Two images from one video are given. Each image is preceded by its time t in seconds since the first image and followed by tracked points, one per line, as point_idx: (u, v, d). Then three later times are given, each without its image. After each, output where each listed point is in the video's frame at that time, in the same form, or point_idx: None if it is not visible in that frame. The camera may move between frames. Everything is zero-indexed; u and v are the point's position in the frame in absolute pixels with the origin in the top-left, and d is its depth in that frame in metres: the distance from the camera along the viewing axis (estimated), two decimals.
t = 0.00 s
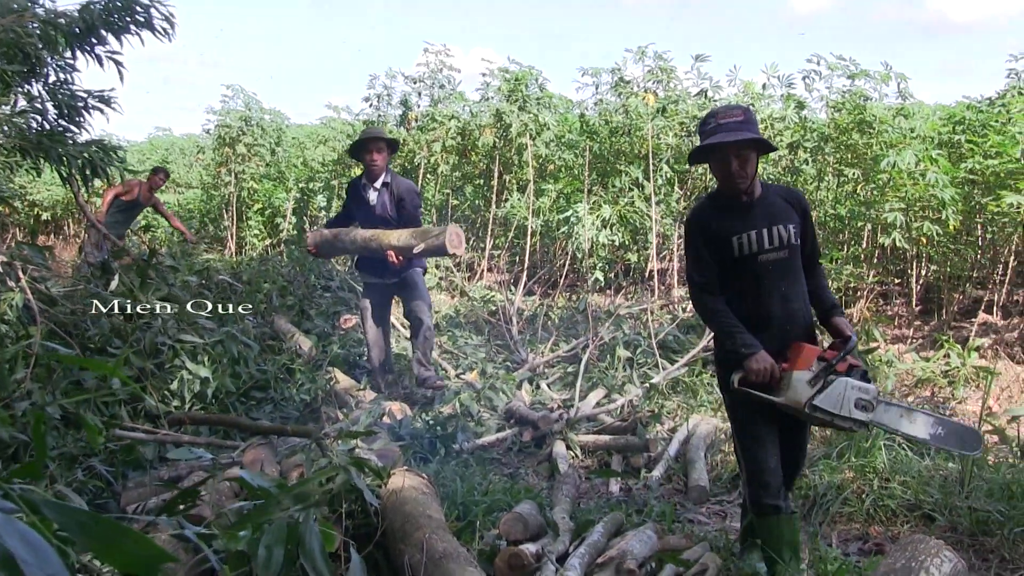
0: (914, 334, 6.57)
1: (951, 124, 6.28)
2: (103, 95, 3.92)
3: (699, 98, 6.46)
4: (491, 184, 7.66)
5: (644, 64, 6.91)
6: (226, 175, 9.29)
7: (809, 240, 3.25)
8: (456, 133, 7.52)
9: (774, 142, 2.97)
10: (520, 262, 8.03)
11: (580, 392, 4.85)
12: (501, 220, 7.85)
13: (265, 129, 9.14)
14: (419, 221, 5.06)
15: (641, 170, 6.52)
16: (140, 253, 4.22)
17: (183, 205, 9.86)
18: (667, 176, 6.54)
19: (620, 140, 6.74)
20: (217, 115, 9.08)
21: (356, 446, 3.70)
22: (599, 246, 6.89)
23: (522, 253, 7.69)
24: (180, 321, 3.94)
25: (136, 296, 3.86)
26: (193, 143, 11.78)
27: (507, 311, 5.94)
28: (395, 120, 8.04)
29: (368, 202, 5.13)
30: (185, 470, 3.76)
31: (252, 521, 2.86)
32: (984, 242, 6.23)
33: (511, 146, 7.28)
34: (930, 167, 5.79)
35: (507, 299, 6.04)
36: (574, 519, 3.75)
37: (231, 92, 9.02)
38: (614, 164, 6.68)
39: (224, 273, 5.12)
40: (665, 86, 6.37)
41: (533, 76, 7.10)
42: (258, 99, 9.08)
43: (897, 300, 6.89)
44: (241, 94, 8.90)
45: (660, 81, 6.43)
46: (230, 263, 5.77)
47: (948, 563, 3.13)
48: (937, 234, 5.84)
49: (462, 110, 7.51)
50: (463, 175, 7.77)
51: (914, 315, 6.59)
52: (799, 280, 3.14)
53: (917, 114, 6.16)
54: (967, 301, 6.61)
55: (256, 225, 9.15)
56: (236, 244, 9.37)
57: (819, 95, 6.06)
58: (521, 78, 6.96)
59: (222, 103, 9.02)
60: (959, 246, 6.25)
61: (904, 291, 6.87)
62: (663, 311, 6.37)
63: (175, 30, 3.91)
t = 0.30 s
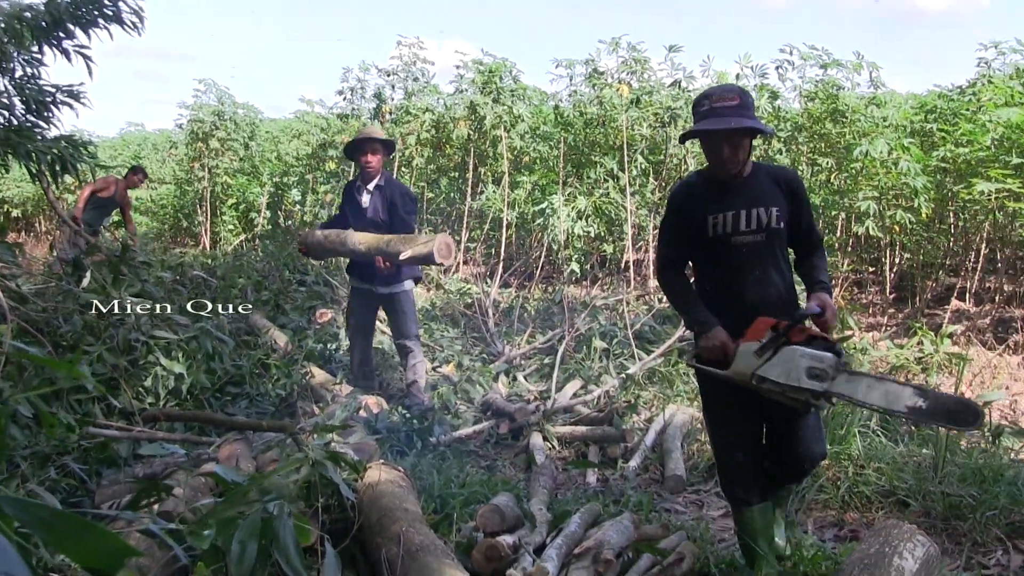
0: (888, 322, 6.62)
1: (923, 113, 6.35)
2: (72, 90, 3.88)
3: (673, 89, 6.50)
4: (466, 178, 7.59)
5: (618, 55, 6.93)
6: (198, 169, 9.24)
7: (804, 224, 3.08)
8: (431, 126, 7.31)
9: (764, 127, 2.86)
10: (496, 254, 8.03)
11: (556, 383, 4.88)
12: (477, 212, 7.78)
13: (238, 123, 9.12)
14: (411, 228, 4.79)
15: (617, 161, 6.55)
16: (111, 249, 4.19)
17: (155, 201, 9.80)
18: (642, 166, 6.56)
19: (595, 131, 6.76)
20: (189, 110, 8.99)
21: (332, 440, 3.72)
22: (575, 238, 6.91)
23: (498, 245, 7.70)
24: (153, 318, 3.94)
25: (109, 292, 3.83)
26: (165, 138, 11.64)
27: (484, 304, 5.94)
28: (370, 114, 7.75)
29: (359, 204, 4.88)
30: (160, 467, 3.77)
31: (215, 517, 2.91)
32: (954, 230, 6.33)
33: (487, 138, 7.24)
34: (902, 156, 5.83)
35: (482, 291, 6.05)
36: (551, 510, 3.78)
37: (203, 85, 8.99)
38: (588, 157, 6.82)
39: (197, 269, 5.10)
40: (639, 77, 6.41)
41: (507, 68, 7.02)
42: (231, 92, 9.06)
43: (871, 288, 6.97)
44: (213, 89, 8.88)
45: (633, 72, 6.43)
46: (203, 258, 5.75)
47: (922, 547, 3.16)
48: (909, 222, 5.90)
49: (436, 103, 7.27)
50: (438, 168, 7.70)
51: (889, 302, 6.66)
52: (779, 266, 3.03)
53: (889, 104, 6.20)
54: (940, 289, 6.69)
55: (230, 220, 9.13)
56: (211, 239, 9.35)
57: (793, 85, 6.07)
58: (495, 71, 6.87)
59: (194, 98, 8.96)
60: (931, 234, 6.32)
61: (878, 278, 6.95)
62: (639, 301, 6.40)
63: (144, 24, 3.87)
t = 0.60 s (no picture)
0: (863, 310, 6.66)
1: (896, 101, 6.40)
2: (41, 77, 3.83)
3: (647, 77, 6.55)
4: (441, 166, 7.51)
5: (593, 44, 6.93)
6: (172, 159, 9.20)
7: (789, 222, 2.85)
8: (405, 115, 7.22)
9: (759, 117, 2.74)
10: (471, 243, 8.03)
11: (531, 372, 4.90)
12: (452, 201, 7.69)
13: (212, 112, 9.09)
14: (406, 213, 4.64)
15: (592, 149, 6.55)
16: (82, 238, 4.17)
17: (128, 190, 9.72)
18: (617, 155, 6.62)
19: (570, 120, 6.77)
20: (162, 98, 8.95)
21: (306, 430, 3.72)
22: (549, 226, 6.94)
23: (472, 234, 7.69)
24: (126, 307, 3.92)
25: (81, 282, 3.80)
26: (137, 127, 11.53)
27: (458, 293, 5.96)
28: (344, 103, 7.51)
29: (354, 189, 4.75)
30: (133, 457, 3.78)
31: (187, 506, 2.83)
32: (928, 218, 6.35)
33: (461, 126, 7.06)
34: (876, 144, 5.86)
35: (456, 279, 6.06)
36: (526, 498, 3.80)
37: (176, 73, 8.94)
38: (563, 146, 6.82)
39: (170, 258, 5.08)
40: (614, 65, 6.45)
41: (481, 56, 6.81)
42: (205, 81, 9.03)
43: (845, 277, 7.04)
44: (186, 77, 8.84)
45: (608, 60, 6.48)
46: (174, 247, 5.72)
47: (895, 534, 3.17)
48: (884, 210, 5.94)
49: (411, 91, 7.20)
50: (413, 156, 7.58)
51: (863, 291, 6.71)
52: (744, 257, 2.91)
53: (863, 92, 6.20)
54: (914, 277, 6.75)
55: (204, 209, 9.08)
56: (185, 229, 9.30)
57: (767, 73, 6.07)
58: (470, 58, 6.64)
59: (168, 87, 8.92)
60: (905, 223, 6.40)
61: (853, 267, 7.01)
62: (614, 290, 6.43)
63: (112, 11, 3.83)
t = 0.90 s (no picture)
0: (849, 301, 6.68)
1: (884, 92, 6.40)
2: (28, 67, 3.80)
3: (634, 69, 6.58)
4: (427, 156, 7.41)
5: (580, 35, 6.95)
6: (159, 149, 9.20)
7: (767, 245, 2.60)
8: (392, 105, 7.26)
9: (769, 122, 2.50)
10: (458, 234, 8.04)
11: (517, 363, 4.93)
12: (438, 192, 7.65)
13: (198, 103, 9.11)
14: (397, 200, 4.65)
15: (579, 140, 6.58)
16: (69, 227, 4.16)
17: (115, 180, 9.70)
18: (603, 146, 6.67)
19: (556, 111, 6.79)
20: (149, 89, 8.97)
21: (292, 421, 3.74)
22: (536, 218, 6.96)
23: (459, 225, 7.70)
24: (113, 297, 3.92)
25: (68, 272, 3.78)
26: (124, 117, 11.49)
27: (445, 284, 5.97)
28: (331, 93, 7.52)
29: (344, 175, 4.73)
30: (119, 447, 3.80)
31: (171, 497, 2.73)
32: (915, 210, 6.31)
33: (448, 118, 7.08)
34: (863, 136, 5.86)
35: (443, 270, 6.08)
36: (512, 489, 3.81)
37: (162, 64, 8.97)
38: (550, 137, 6.82)
39: (157, 248, 5.08)
40: (601, 56, 6.50)
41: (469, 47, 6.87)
42: (192, 72, 9.09)
43: (832, 268, 7.06)
44: (173, 68, 8.87)
45: (595, 51, 6.51)
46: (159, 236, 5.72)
47: (882, 526, 3.16)
48: (871, 202, 5.95)
49: (398, 82, 7.26)
50: (399, 148, 7.47)
51: (851, 283, 6.74)
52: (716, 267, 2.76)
53: (851, 84, 6.20)
54: (901, 269, 6.76)
55: (191, 200, 9.09)
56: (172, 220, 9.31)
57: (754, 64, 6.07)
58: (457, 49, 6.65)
59: (154, 77, 8.93)
60: (892, 215, 6.40)
61: (839, 259, 7.04)
62: (600, 281, 6.45)
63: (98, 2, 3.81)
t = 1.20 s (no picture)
0: (849, 296, 6.69)
1: (882, 87, 6.41)
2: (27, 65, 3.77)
3: (632, 64, 6.59)
4: (426, 153, 7.41)
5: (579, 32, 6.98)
6: (159, 147, 9.20)
7: (767, 246, 2.55)
8: (390, 101, 7.18)
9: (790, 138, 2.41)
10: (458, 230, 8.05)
11: (517, 359, 4.93)
12: (437, 188, 7.65)
13: (197, 100, 9.12)
14: (397, 197, 4.63)
15: (578, 136, 6.59)
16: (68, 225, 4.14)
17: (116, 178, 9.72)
18: (602, 141, 6.72)
19: (555, 107, 6.81)
20: (147, 86, 8.98)
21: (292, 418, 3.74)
22: (535, 214, 6.95)
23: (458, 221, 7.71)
24: (112, 294, 3.91)
25: (67, 270, 3.77)
26: (122, 114, 11.48)
27: (444, 280, 5.98)
28: (330, 89, 7.61)
29: (345, 170, 4.75)
30: (119, 445, 3.81)
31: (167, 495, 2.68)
32: (915, 204, 6.35)
33: (446, 114, 7.09)
34: (862, 130, 5.85)
35: (442, 266, 6.08)
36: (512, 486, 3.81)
37: (161, 62, 8.98)
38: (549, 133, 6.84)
39: (157, 245, 5.08)
40: (598, 52, 6.53)
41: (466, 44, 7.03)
42: (190, 69, 9.10)
43: (831, 263, 7.06)
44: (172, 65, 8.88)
45: (593, 47, 6.53)
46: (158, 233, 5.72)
47: (882, 521, 3.15)
48: (871, 196, 5.95)
49: (396, 78, 7.20)
50: (399, 145, 7.48)
51: (850, 278, 6.74)
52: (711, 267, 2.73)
53: (849, 78, 6.20)
54: (900, 263, 6.76)
55: (190, 198, 9.10)
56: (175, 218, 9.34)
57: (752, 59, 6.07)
58: (453, 45, 6.79)
59: (152, 75, 8.93)
60: (891, 209, 6.40)
61: (839, 253, 7.03)
62: (600, 277, 6.46)
63: None
